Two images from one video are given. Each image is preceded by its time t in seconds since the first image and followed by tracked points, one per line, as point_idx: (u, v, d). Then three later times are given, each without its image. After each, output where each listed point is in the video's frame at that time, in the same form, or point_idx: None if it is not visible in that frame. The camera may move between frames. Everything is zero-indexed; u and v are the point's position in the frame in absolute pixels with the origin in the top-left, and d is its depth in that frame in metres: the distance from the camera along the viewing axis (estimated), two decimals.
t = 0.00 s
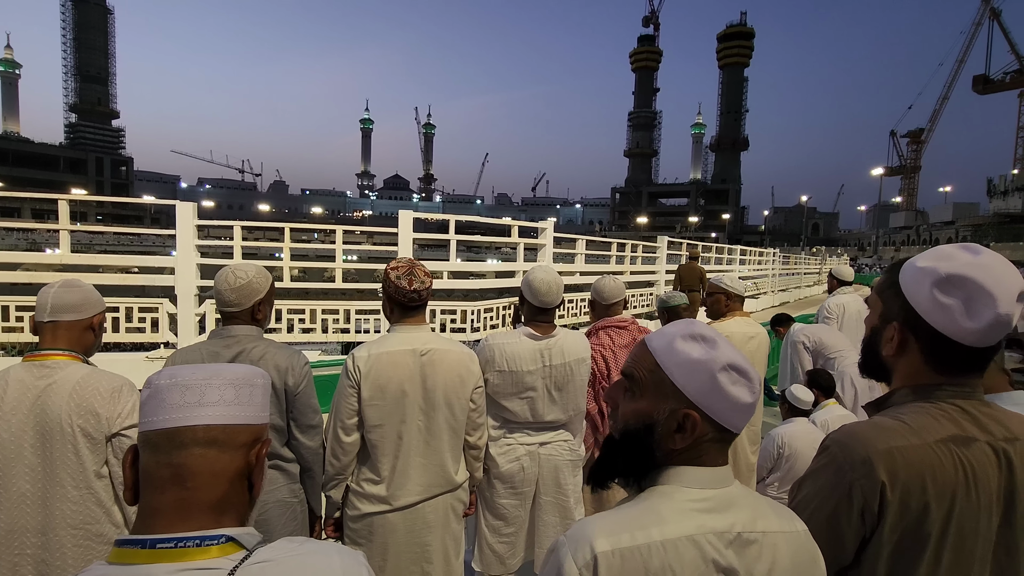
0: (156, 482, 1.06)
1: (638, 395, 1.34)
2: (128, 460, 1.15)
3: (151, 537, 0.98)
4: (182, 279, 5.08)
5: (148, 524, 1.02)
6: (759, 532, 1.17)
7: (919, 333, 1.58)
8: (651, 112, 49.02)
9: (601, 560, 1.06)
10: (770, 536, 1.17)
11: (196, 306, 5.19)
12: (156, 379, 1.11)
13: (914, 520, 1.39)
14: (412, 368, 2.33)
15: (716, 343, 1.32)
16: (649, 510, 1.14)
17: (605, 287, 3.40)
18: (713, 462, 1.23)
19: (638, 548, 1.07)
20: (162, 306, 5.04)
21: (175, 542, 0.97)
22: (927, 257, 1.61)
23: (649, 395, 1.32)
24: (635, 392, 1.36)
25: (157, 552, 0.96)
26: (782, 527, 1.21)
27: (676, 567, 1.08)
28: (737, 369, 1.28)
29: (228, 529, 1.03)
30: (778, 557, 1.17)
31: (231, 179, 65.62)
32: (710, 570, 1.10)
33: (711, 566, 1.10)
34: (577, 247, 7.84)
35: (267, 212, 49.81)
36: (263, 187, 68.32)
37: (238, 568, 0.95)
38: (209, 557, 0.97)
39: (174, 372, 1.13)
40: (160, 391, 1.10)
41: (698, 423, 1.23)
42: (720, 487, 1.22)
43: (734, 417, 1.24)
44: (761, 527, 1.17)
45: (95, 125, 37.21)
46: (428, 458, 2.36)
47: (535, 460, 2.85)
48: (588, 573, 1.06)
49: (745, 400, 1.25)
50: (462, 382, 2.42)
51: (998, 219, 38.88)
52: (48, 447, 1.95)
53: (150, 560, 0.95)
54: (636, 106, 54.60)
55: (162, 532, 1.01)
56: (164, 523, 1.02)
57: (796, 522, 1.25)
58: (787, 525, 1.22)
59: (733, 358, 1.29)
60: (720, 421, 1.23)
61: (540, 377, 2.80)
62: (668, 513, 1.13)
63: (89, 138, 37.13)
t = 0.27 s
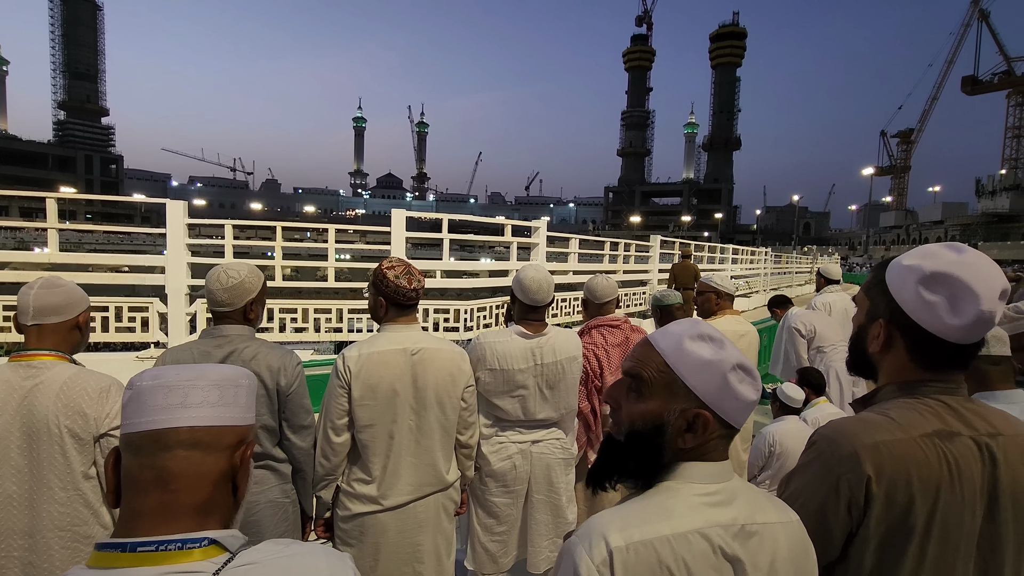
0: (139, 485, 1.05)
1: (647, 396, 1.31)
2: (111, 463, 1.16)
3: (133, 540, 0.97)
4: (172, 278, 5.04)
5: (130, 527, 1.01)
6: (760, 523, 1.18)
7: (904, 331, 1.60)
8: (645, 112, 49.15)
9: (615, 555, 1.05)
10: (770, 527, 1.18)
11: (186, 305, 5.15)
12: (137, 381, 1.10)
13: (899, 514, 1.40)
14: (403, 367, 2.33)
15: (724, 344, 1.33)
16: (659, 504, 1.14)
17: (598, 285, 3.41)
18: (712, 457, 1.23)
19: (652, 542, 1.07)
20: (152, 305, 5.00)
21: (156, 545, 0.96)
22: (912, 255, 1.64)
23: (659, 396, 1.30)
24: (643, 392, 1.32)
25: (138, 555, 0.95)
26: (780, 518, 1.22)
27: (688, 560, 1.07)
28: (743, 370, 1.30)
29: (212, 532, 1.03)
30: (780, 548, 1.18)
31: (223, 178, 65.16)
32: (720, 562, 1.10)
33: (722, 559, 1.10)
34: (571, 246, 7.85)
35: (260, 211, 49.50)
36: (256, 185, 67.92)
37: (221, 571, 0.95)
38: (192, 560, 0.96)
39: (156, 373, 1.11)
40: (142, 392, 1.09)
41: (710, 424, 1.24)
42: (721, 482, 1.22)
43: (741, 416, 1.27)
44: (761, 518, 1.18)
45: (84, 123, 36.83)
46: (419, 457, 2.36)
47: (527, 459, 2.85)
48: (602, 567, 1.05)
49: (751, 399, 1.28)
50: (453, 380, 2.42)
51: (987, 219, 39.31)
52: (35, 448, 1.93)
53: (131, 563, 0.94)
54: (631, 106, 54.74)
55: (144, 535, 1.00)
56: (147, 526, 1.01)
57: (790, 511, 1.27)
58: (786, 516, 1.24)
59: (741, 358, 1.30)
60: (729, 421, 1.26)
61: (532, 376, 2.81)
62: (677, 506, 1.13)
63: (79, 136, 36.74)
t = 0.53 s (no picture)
0: (115, 488, 1.04)
1: (648, 399, 1.28)
2: (87, 465, 1.12)
3: (108, 544, 0.96)
4: (163, 278, 5.01)
5: (107, 530, 1.00)
6: (758, 513, 1.19)
7: (890, 328, 1.61)
8: (638, 111, 49.28)
9: (639, 566, 1.01)
10: (767, 515, 1.20)
11: (177, 305, 5.11)
12: (112, 384, 1.08)
13: (885, 510, 1.42)
14: (394, 367, 2.33)
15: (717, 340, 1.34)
16: (668, 507, 1.12)
17: (590, 284, 3.41)
18: (709, 453, 1.23)
19: (672, 548, 1.04)
20: (142, 305, 4.96)
21: (132, 548, 0.95)
22: (898, 253, 1.66)
23: (660, 399, 1.27)
24: (643, 395, 1.29)
25: (115, 558, 0.94)
26: (774, 505, 1.25)
27: (704, 559, 1.07)
28: (738, 365, 1.32)
29: (190, 534, 1.02)
30: (778, 533, 1.20)
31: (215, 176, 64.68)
32: (731, 556, 1.10)
33: (732, 553, 1.11)
34: (564, 245, 7.87)
35: (253, 210, 49.21)
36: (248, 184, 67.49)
37: (199, 573, 0.94)
38: (170, 562, 0.95)
39: (131, 374, 1.10)
40: (119, 395, 1.08)
41: (714, 424, 1.24)
42: (720, 477, 1.22)
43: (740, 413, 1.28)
44: (759, 508, 1.19)
45: (73, 121, 36.45)
46: (410, 457, 2.35)
47: (519, 457, 2.86)
48: None
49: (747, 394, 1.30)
50: (444, 379, 2.42)
51: (975, 218, 39.78)
52: (21, 450, 1.91)
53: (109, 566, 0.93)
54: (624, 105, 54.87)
55: (121, 538, 0.99)
56: (124, 529, 1.00)
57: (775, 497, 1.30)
58: (778, 503, 1.26)
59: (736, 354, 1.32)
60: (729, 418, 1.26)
61: (523, 375, 2.81)
62: (686, 507, 1.12)
63: (68, 134, 36.38)
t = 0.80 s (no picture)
0: (88, 490, 1.03)
1: (645, 397, 1.27)
2: (61, 468, 1.10)
3: (81, 545, 0.95)
4: (152, 277, 4.97)
5: (81, 532, 0.99)
6: (751, 506, 1.20)
7: (876, 327, 1.63)
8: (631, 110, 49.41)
9: (642, 562, 1.01)
10: (760, 508, 1.21)
11: (166, 304, 5.08)
12: (86, 386, 1.07)
13: (869, 508, 1.43)
14: (384, 367, 2.32)
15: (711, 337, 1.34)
16: (667, 503, 1.12)
17: (582, 284, 3.42)
18: (701, 449, 1.24)
19: (673, 542, 1.05)
20: (131, 304, 4.92)
21: (106, 549, 0.94)
22: (883, 253, 1.68)
23: (658, 396, 1.26)
24: (641, 394, 1.28)
25: (89, 560, 0.93)
26: (766, 498, 1.27)
27: (704, 552, 1.07)
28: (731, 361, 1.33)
29: (166, 534, 1.02)
30: (771, 526, 1.22)
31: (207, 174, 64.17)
32: (729, 549, 1.11)
33: (730, 547, 1.12)
34: (556, 244, 7.89)
35: (245, 208, 48.90)
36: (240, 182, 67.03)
37: (175, 572, 0.94)
38: (147, 563, 0.95)
39: (106, 375, 1.08)
40: (94, 396, 1.06)
41: (710, 420, 1.25)
42: (715, 472, 1.23)
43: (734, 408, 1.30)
44: (752, 502, 1.21)
45: (62, 118, 36.05)
46: (401, 457, 2.35)
47: (511, 455, 2.86)
48: None
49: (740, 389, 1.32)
50: (434, 379, 2.43)
51: (964, 217, 40.29)
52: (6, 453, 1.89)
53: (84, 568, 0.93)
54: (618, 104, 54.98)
55: (95, 540, 0.98)
56: (98, 531, 0.99)
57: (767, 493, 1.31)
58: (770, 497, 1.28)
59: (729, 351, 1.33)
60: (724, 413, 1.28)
61: (515, 374, 2.82)
62: (684, 503, 1.12)
63: (56, 131, 35.97)
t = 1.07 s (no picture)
0: (61, 492, 1.01)
1: (634, 394, 1.28)
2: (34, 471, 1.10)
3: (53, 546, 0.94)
4: (141, 277, 4.93)
5: (53, 534, 0.98)
6: (739, 502, 1.21)
7: (862, 326, 1.65)
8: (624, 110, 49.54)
9: (624, 550, 1.02)
10: (747, 504, 1.22)
11: (156, 304, 5.04)
12: (57, 388, 1.05)
13: (853, 504, 1.45)
14: (374, 366, 2.32)
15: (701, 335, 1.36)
16: (653, 495, 1.13)
17: (573, 283, 3.43)
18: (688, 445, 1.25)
19: (657, 532, 1.06)
20: (120, 304, 4.88)
21: (78, 551, 0.93)
22: (869, 252, 1.70)
23: (647, 393, 1.27)
24: (630, 390, 1.28)
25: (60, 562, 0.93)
26: (754, 494, 1.27)
27: (688, 545, 1.08)
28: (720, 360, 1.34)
29: (141, 534, 1.02)
30: (759, 523, 1.23)
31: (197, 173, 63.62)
32: (714, 543, 1.12)
33: (714, 541, 1.12)
34: (549, 244, 7.91)
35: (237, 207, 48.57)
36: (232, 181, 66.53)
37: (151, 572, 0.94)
38: (121, 563, 0.95)
39: (79, 377, 1.06)
40: (66, 399, 1.05)
41: (698, 417, 1.26)
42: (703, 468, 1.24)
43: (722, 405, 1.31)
44: (740, 498, 1.21)
45: (50, 116, 35.61)
46: (391, 457, 2.35)
47: (503, 453, 2.87)
48: (612, 564, 1.02)
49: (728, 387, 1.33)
50: (425, 378, 2.43)
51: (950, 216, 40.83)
52: None
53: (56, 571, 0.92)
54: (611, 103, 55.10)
55: (66, 541, 0.97)
56: (70, 532, 0.98)
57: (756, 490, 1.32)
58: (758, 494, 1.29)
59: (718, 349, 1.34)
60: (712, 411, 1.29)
61: (507, 373, 2.82)
62: (670, 495, 1.13)
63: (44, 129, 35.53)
